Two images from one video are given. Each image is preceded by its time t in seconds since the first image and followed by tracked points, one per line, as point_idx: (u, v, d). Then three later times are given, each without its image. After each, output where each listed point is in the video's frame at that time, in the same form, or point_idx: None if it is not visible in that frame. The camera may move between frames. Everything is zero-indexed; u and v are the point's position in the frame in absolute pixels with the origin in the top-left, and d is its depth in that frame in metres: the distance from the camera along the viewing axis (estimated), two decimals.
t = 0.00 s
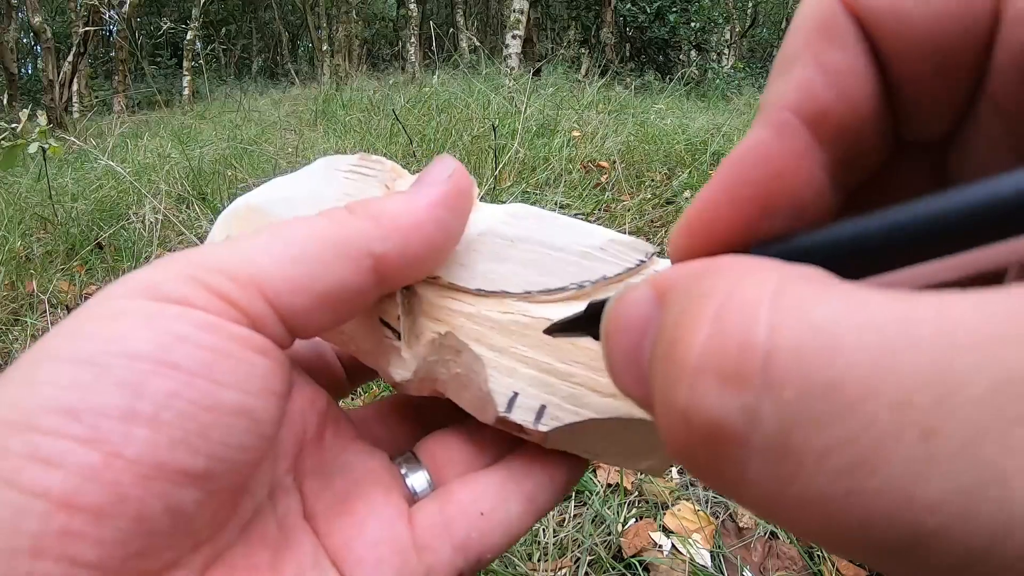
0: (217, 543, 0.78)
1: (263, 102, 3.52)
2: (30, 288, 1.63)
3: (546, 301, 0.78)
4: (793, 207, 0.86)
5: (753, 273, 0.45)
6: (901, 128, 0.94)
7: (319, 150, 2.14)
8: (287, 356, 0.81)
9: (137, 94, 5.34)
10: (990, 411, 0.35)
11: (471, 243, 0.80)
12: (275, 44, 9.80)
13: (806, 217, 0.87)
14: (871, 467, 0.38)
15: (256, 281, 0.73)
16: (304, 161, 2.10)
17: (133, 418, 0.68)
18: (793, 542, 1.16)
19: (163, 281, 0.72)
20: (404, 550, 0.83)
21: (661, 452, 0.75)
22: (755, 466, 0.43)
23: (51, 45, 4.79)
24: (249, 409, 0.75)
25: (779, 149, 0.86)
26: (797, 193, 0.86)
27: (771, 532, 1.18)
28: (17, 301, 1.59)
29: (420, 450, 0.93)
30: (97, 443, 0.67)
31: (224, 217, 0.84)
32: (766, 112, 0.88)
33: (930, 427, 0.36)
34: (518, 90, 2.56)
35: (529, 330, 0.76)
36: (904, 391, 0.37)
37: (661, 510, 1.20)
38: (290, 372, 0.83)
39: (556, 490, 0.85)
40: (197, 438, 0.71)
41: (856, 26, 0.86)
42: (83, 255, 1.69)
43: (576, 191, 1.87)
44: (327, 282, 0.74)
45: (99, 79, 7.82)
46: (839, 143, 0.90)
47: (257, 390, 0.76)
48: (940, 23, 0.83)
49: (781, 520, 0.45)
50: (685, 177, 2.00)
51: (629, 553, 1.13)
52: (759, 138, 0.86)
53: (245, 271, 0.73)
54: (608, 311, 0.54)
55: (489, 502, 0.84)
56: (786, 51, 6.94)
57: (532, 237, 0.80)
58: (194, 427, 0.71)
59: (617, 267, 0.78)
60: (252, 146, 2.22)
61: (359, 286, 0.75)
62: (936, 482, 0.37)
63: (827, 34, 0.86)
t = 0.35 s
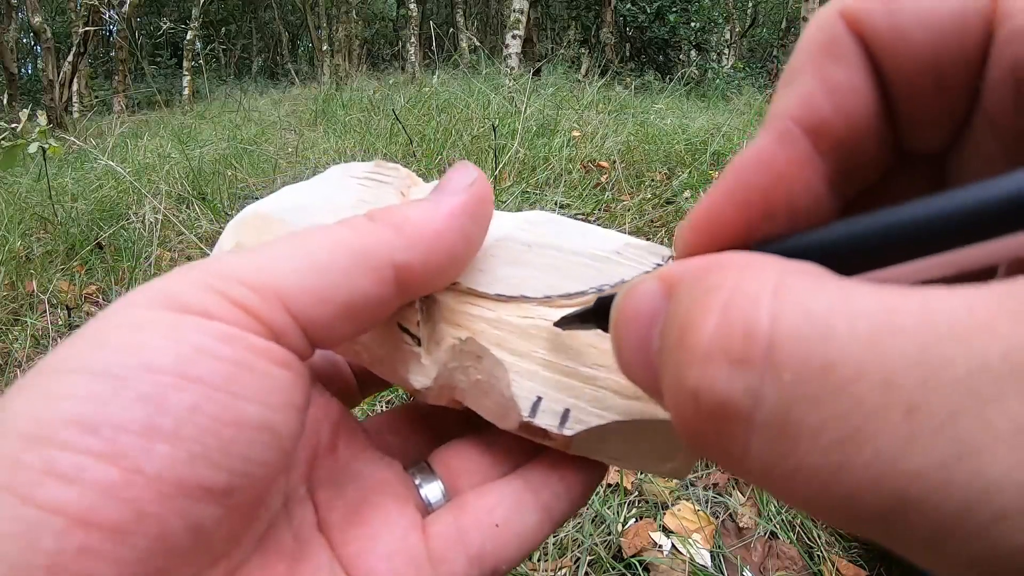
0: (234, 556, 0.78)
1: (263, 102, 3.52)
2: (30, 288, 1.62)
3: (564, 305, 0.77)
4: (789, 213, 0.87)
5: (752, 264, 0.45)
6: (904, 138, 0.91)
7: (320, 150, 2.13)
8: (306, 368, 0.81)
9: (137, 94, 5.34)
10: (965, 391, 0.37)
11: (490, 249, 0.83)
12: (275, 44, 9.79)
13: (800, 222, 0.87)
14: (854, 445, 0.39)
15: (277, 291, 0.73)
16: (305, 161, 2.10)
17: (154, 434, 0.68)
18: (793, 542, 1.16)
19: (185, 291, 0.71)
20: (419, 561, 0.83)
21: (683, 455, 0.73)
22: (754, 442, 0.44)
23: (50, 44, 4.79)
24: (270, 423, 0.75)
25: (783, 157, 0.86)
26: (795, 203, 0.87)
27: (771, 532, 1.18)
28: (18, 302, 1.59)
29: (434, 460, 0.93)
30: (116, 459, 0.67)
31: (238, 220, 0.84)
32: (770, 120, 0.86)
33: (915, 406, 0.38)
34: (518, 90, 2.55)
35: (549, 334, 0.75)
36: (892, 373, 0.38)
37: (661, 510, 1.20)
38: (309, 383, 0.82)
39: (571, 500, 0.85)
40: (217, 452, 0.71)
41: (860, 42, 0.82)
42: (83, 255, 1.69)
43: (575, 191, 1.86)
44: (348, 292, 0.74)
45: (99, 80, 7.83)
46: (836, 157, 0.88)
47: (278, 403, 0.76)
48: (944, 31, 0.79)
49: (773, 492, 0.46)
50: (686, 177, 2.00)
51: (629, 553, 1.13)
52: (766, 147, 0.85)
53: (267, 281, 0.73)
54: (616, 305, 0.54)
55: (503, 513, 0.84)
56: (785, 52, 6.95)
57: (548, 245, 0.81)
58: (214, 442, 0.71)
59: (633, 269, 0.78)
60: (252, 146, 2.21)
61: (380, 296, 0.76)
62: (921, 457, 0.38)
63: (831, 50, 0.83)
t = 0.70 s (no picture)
0: (229, 557, 0.78)
1: (263, 102, 3.51)
2: (30, 288, 1.63)
3: (565, 305, 0.77)
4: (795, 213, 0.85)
5: (757, 262, 0.45)
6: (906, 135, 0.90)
7: (320, 150, 2.13)
8: (301, 368, 0.81)
9: (137, 93, 5.33)
10: (976, 388, 0.36)
11: (490, 249, 0.82)
12: (275, 44, 9.79)
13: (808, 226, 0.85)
14: (860, 441, 0.39)
15: (272, 290, 0.72)
16: (305, 161, 2.10)
17: (147, 437, 0.68)
18: (793, 541, 1.15)
19: (179, 292, 0.71)
20: (416, 563, 0.83)
21: (682, 455, 0.73)
22: (759, 440, 0.44)
23: (50, 44, 4.79)
24: (264, 424, 0.75)
25: (787, 157, 0.85)
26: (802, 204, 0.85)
27: (771, 532, 1.18)
28: (17, 302, 1.59)
29: (432, 459, 0.93)
30: (109, 462, 0.67)
31: (233, 219, 0.84)
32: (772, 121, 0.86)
33: (921, 403, 0.37)
34: (518, 90, 2.55)
35: (548, 335, 0.75)
36: (899, 368, 0.38)
37: (661, 510, 1.20)
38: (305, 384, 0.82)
39: (569, 501, 0.85)
40: (211, 455, 0.71)
41: (862, 40, 0.83)
42: (83, 255, 1.69)
43: (575, 191, 1.86)
44: (344, 291, 0.74)
45: (99, 80, 7.83)
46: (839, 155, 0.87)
47: (273, 404, 0.75)
48: (945, 29, 0.80)
49: (779, 493, 0.46)
50: (686, 177, 2.00)
51: (629, 553, 1.13)
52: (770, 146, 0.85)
53: (262, 281, 0.72)
54: (619, 304, 0.54)
55: (500, 514, 0.84)
56: (786, 52, 6.94)
57: (548, 243, 0.80)
58: (208, 444, 0.71)
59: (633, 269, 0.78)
60: (252, 146, 2.21)
61: (376, 294, 0.75)
62: (929, 456, 0.38)
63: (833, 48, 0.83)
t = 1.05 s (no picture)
0: (230, 559, 0.78)
1: (263, 102, 3.51)
2: (30, 288, 1.63)
3: (567, 304, 0.77)
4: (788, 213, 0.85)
5: (752, 267, 0.45)
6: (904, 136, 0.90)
7: (320, 150, 2.13)
8: (303, 369, 0.80)
9: (137, 93, 5.33)
10: (960, 396, 0.36)
11: (492, 249, 0.83)
12: (275, 44, 9.79)
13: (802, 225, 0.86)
14: (847, 449, 0.39)
15: (272, 292, 0.72)
16: (305, 161, 2.09)
17: (148, 439, 0.68)
18: (793, 541, 1.15)
19: (181, 292, 0.71)
20: (416, 564, 0.83)
21: (684, 455, 0.73)
22: (750, 445, 0.44)
23: (50, 44, 4.78)
24: (265, 426, 0.75)
25: (783, 159, 0.85)
26: (792, 201, 0.85)
27: (771, 532, 1.17)
28: (17, 302, 1.59)
29: (432, 460, 0.93)
30: (111, 464, 0.67)
31: (233, 221, 0.83)
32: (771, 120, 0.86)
33: (906, 411, 0.37)
34: (518, 90, 2.55)
35: (548, 336, 0.75)
36: (884, 376, 0.38)
37: (661, 510, 1.20)
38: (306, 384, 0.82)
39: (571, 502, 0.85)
40: (213, 456, 0.71)
41: (856, 41, 0.82)
42: (83, 255, 1.69)
43: (575, 191, 1.86)
44: (346, 292, 0.74)
45: (99, 80, 7.84)
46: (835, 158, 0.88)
47: (275, 406, 0.75)
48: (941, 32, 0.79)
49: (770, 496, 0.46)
50: (686, 177, 2.00)
51: (629, 553, 1.13)
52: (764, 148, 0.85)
53: (263, 282, 0.72)
54: (615, 302, 0.54)
55: (501, 515, 0.83)
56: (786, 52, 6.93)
57: (549, 243, 0.81)
58: (209, 446, 0.71)
59: (635, 268, 0.78)
60: (252, 146, 2.21)
61: (377, 296, 0.75)
62: (911, 464, 0.37)
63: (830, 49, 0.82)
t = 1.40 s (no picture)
0: (233, 561, 0.78)
1: (262, 102, 3.51)
2: (30, 288, 1.63)
3: (568, 309, 0.77)
4: (789, 224, 0.81)
5: (750, 282, 0.45)
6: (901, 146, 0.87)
7: (320, 150, 2.13)
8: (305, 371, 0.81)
9: (137, 93, 5.32)
10: (954, 413, 0.36)
11: (493, 252, 0.82)
12: (275, 44, 9.79)
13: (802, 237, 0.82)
14: (843, 464, 0.39)
15: (277, 296, 0.72)
16: (305, 161, 2.10)
17: (153, 442, 0.68)
18: (793, 541, 1.16)
19: (184, 296, 0.71)
20: (418, 566, 0.83)
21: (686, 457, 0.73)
22: (747, 460, 0.44)
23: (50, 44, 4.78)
24: (269, 429, 0.75)
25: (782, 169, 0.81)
26: (792, 212, 0.81)
27: (771, 532, 1.18)
28: (18, 302, 1.59)
29: (433, 464, 0.93)
30: (115, 467, 0.67)
31: (235, 225, 0.84)
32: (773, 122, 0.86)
33: (902, 427, 0.37)
34: (518, 90, 2.55)
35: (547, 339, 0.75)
36: (879, 393, 0.38)
37: (661, 510, 1.20)
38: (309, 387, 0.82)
39: (571, 504, 0.85)
40: (217, 459, 0.71)
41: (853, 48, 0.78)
42: (83, 255, 1.69)
43: (575, 191, 1.86)
44: (349, 296, 0.74)
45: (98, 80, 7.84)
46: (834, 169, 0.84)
47: (279, 409, 0.76)
48: (937, 41, 0.75)
49: (768, 508, 0.46)
50: (686, 177, 2.00)
51: (629, 553, 1.13)
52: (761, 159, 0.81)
53: (266, 286, 0.72)
54: (615, 317, 0.55)
55: (502, 517, 0.84)
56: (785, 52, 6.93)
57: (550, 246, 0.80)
58: (214, 450, 0.71)
59: (635, 273, 0.78)
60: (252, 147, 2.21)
61: (381, 300, 0.75)
62: (908, 479, 0.38)
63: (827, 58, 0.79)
